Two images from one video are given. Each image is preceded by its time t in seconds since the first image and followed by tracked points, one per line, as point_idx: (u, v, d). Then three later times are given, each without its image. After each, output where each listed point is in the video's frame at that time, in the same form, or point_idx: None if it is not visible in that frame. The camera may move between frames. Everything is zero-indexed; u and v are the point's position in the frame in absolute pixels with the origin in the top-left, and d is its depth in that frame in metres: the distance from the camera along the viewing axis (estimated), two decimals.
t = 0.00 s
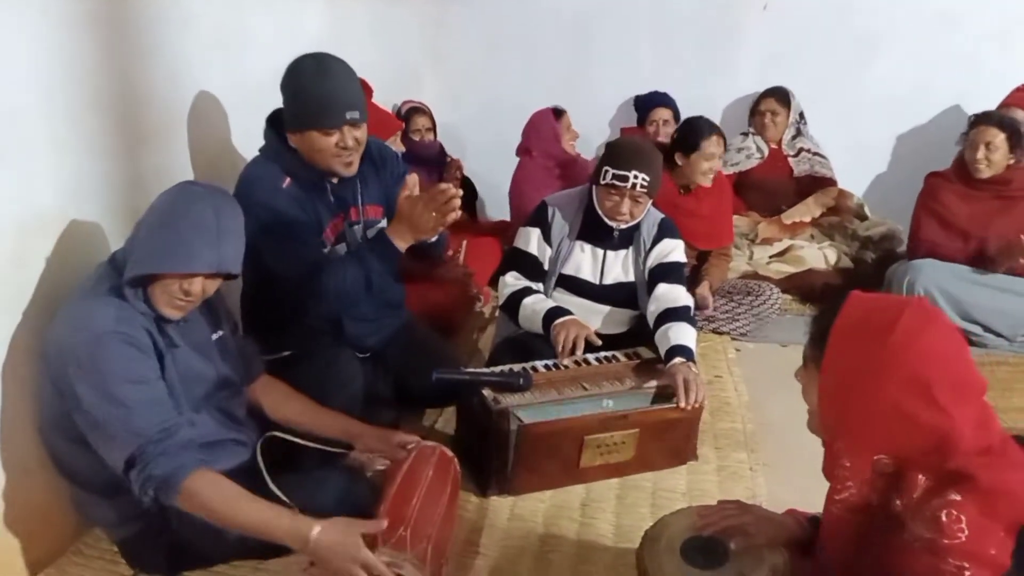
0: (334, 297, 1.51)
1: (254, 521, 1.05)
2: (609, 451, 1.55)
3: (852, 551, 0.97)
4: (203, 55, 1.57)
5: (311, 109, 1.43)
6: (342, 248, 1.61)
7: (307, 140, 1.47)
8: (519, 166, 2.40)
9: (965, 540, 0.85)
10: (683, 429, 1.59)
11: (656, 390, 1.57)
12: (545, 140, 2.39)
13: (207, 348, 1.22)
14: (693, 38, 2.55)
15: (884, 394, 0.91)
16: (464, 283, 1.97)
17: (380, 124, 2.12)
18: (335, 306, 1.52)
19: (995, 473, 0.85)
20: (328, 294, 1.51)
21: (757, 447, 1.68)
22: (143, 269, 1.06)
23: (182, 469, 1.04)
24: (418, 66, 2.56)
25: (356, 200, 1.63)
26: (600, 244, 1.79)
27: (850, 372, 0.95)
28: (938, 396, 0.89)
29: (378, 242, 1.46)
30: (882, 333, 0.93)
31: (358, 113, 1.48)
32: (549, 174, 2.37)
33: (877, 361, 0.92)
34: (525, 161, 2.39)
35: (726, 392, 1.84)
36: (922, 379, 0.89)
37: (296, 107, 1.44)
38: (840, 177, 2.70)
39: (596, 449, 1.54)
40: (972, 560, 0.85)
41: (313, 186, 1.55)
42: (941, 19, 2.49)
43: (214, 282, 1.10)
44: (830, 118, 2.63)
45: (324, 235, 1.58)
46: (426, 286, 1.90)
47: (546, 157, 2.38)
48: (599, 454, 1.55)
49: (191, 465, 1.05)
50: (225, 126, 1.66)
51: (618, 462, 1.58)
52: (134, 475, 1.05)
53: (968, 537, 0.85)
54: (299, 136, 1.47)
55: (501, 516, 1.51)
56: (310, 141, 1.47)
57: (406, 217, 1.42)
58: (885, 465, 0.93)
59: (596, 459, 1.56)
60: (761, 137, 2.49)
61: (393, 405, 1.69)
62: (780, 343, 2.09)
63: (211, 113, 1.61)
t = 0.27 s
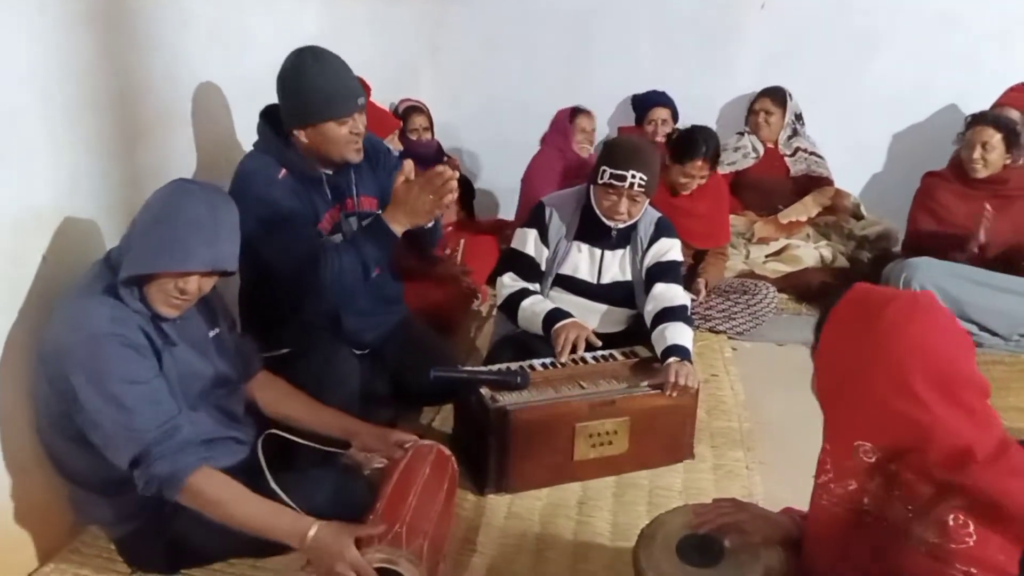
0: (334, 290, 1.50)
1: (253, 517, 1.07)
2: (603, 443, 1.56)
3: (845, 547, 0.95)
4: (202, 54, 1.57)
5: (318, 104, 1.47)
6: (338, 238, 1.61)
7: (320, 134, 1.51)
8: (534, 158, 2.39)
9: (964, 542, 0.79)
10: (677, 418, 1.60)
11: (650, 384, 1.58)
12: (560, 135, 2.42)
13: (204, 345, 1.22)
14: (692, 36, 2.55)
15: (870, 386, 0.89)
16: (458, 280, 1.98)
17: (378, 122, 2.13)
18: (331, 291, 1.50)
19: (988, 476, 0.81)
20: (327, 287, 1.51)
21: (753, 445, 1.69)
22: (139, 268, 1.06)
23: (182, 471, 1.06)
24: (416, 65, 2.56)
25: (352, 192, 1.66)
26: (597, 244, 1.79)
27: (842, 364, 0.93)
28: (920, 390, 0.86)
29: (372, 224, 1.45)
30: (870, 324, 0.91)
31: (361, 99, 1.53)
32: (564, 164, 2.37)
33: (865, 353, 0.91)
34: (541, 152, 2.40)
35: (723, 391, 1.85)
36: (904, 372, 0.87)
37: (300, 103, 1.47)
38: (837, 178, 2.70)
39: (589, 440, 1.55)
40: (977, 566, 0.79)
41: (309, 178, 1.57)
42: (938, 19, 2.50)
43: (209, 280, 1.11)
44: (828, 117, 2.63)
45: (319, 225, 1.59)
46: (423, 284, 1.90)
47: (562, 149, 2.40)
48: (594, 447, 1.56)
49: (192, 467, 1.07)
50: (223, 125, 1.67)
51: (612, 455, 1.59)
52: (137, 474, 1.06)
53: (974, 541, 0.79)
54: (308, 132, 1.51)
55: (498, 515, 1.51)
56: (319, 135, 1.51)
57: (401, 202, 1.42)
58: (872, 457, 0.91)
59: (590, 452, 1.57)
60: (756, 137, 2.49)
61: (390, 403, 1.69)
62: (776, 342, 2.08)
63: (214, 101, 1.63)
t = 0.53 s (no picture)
0: (332, 287, 1.55)
1: (241, 524, 1.05)
2: (606, 452, 1.55)
3: (869, 541, 0.87)
4: (199, 53, 1.56)
5: (315, 95, 1.46)
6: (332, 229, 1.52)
7: (314, 125, 1.49)
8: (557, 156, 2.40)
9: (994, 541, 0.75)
10: (679, 428, 1.59)
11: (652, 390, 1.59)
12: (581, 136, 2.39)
13: (202, 347, 1.20)
14: (691, 36, 2.54)
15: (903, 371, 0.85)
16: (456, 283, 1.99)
17: (374, 123, 2.12)
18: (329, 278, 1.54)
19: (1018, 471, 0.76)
20: (324, 276, 1.54)
21: (752, 448, 1.68)
22: (137, 271, 1.05)
23: (169, 476, 1.05)
24: (414, 65, 2.55)
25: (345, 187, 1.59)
26: (595, 246, 1.79)
27: (879, 345, 0.89)
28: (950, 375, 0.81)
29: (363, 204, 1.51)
30: (905, 309, 0.88)
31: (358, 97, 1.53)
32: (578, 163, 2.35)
33: (900, 338, 0.87)
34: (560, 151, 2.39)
35: (721, 393, 1.84)
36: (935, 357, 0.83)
37: (297, 92, 1.46)
38: (834, 179, 2.69)
39: (592, 451, 1.54)
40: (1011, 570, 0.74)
41: (304, 170, 1.51)
42: (937, 20, 2.49)
43: (208, 282, 1.09)
44: (827, 118, 2.62)
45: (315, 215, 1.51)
46: (420, 285, 1.91)
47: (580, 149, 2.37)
48: (596, 455, 1.55)
49: (180, 472, 1.05)
50: (219, 124, 1.65)
51: (614, 463, 1.58)
52: (125, 480, 1.05)
53: (1009, 544, 0.74)
54: (302, 122, 1.49)
55: (496, 518, 1.51)
56: (314, 126, 1.49)
57: (389, 178, 1.49)
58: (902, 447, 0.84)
59: (591, 460, 1.55)
60: (752, 138, 2.48)
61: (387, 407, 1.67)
62: (776, 345, 2.05)
63: (221, 94, 1.65)
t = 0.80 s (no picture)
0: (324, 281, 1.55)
1: (236, 519, 1.05)
2: (596, 447, 1.56)
3: (898, 527, 0.89)
4: (192, 52, 1.56)
5: (306, 91, 1.46)
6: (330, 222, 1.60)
7: (302, 120, 1.49)
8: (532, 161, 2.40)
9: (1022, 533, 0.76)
10: (668, 420, 1.60)
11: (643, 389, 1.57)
12: (552, 138, 2.41)
13: (193, 346, 1.21)
14: (684, 36, 2.55)
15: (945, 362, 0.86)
16: (452, 282, 1.98)
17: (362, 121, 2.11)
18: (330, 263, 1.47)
19: None
20: (318, 267, 1.49)
21: (745, 447, 1.69)
22: (127, 265, 1.06)
23: (167, 474, 1.05)
24: (407, 65, 2.55)
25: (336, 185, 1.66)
26: (589, 246, 1.79)
27: (921, 334, 0.89)
28: (996, 368, 0.81)
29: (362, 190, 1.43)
30: (949, 300, 0.88)
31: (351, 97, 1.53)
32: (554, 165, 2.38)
33: (945, 329, 0.87)
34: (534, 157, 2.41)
35: (715, 393, 1.85)
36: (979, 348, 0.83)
37: (289, 87, 1.46)
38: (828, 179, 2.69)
39: (581, 445, 1.55)
40: None
41: (296, 165, 1.52)
42: (929, 19, 2.50)
43: (203, 270, 1.11)
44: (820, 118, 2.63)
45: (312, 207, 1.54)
46: (415, 286, 1.92)
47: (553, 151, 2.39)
48: (586, 450, 1.56)
49: (177, 470, 1.06)
50: (212, 124, 1.65)
51: (605, 459, 1.59)
52: (118, 479, 1.05)
53: None
54: (291, 117, 1.49)
55: (490, 518, 1.51)
56: (303, 122, 1.49)
57: (385, 167, 1.40)
58: (939, 438, 0.85)
59: (583, 457, 1.56)
60: (746, 139, 2.49)
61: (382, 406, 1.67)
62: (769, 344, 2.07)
63: (224, 91, 1.67)
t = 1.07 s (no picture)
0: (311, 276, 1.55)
1: (232, 520, 1.06)
2: (586, 446, 1.56)
3: (918, 528, 0.81)
4: (180, 52, 1.56)
5: (298, 89, 1.47)
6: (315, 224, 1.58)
7: (293, 117, 1.50)
8: (495, 171, 2.41)
9: None
10: (657, 421, 1.60)
11: (633, 387, 1.59)
12: (513, 144, 2.41)
13: (183, 346, 1.20)
14: (670, 36, 2.56)
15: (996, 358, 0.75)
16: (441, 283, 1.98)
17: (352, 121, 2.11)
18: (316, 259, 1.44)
19: None
20: (307, 265, 1.47)
21: (733, 445, 1.70)
22: (117, 265, 1.06)
23: (167, 476, 1.06)
24: (395, 66, 2.55)
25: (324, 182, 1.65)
26: (577, 246, 1.80)
27: (972, 324, 0.78)
28: None
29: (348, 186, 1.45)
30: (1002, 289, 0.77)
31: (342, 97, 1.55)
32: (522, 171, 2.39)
33: (997, 323, 0.76)
34: (498, 166, 2.42)
35: (703, 391, 1.86)
36: None
37: (280, 84, 1.48)
38: (814, 178, 2.70)
39: (573, 445, 1.55)
40: None
41: (286, 164, 1.53)
42: (914, 19, 2.52)
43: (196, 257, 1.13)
44: (807, 118, 2.64)
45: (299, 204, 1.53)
46: (404, 287, 1.91)
47: (517, 155, 2.40)
48: (576, 449, 1.56)
49: (176, 472, 1.06)
50: (200, 125, 1.65)
51: (594, 458, 1.59)
52: (119, 483, 1.06)
53: None
54: (281, 114, 1.50)
55: (480, 518, 1.51)
56: (293, 119, 1.50)
57: (371, 161, 1.42)
58: (976, 438, 0.76)
59: (572, 457, 1.57)
60: (733, 139, 2.50)
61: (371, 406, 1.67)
62: (757, 343, 2.08)
63: (219, 92, 1.69)
